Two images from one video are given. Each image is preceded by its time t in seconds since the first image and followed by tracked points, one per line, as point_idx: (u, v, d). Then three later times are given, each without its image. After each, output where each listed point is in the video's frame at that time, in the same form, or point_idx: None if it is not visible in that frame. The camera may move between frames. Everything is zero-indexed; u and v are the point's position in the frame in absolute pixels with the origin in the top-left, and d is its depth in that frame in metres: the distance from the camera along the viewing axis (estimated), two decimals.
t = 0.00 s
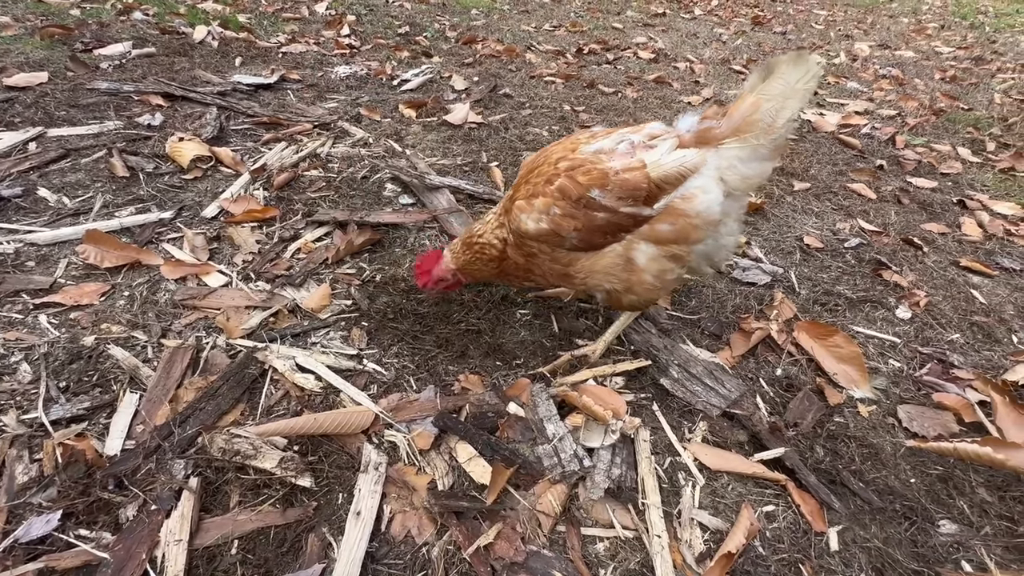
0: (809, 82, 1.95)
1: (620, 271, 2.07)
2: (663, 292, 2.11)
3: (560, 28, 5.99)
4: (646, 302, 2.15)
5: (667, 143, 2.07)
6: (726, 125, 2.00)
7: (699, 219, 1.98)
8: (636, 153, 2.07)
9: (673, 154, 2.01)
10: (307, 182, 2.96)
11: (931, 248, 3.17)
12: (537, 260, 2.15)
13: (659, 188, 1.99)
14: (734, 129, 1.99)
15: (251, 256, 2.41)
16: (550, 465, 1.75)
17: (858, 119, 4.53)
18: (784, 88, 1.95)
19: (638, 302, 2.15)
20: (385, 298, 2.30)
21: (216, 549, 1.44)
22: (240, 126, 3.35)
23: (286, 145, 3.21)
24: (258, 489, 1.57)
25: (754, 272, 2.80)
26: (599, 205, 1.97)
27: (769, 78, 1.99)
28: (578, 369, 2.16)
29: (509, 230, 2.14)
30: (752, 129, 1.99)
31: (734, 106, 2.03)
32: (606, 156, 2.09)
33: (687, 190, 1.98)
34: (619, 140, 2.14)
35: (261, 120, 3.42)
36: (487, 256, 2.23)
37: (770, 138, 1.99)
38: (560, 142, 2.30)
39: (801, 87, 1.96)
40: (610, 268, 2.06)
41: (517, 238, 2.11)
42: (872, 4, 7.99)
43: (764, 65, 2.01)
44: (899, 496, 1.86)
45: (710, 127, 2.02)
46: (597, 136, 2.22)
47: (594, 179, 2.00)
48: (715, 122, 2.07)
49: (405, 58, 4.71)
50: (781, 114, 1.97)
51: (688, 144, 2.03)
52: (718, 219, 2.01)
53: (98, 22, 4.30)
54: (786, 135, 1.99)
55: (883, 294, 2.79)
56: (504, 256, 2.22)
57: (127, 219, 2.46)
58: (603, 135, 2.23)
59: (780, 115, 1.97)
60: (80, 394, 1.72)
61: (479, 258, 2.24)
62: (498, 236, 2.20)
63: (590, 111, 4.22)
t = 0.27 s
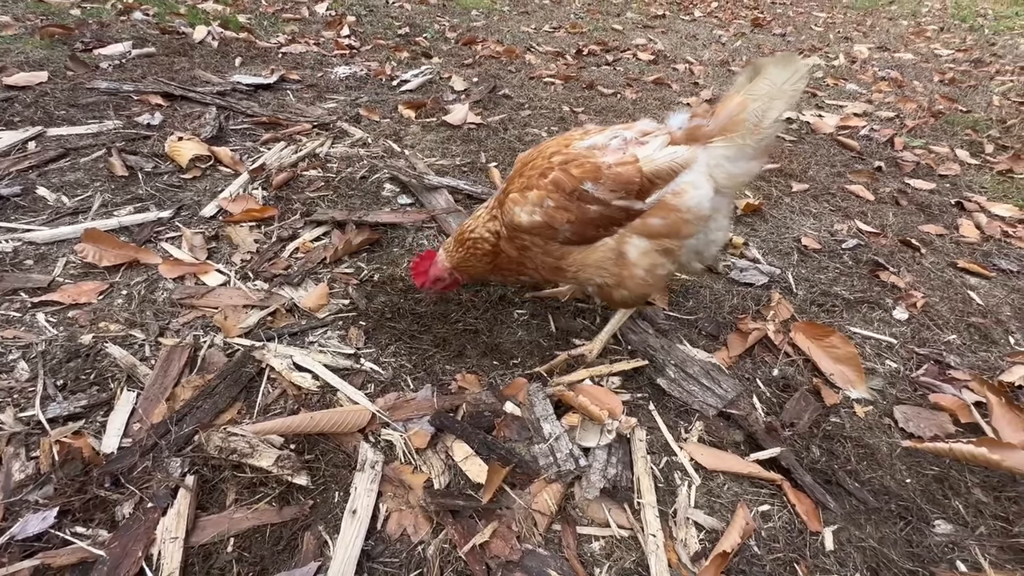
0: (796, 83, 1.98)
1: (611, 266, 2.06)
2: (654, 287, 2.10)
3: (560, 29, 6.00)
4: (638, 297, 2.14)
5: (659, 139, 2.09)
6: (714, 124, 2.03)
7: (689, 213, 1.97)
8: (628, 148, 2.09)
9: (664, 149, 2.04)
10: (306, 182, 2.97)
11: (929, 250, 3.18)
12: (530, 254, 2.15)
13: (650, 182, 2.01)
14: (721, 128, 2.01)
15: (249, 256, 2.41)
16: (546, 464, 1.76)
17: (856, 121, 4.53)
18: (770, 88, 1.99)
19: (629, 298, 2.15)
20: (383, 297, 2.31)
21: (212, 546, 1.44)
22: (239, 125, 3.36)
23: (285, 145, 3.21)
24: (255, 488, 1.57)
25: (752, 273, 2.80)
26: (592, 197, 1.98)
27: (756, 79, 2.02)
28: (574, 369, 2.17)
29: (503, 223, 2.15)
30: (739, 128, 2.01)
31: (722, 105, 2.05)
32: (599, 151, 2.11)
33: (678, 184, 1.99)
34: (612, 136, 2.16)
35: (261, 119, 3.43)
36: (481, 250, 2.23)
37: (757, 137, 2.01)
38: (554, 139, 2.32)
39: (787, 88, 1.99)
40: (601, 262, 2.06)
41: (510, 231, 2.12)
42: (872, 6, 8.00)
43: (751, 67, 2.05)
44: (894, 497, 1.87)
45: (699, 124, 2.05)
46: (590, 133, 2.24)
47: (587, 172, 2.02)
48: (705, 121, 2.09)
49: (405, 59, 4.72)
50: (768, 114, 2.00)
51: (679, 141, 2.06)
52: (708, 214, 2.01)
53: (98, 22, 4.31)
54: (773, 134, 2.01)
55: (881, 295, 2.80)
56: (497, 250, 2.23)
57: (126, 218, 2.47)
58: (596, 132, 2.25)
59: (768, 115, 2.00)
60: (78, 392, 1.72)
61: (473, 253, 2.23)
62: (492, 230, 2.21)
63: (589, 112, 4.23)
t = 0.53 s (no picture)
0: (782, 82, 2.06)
1: (606, 262, 2.08)
2: (649, 282, 2.11)
3: (560, 31, 6.01)
4: (632, 293, 2.15)
5: (650, 136, 2.13)
6: (703, 122, 2.09)
7: (682, 207, 2.01)
8: (621, 145, 2.12)
9: (657, 146, 2.07)
10: (306, 182, 2.98)
11: (927, 251, 3.19)
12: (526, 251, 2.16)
13: (644, 178, 2.03)
14: (710, 126, 2.07)
15: (250, 255, 2.42)
16: (543, 463, 1.77)
17: (856, 123, 4.55)
18: (757, 87, 2.05)
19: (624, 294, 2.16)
20: (382, 297, 2.32)
21: (212, 543, 1.45)
22: (240, 126, 3.37)
23: (286, 146, 3.22)
24: (254, 485, 1.58)
25: (750, 274, 2.81)
26: (587, 192, 2.00)
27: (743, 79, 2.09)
28: (573, 368, 2.17)
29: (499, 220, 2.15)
30: (727, 126, 2.07)
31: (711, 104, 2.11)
32: (593, 148, 2.14)
33: (671, 180, 2.03)
34: (605, 134, 2.19)
35: (261, 120, 3.44)
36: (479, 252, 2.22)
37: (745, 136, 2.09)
38: (548, 138, 2.33)
39: (773, 88, 2.06)
40: (596, 258, 2.07)
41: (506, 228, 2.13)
42: (872, 9, 8.02)
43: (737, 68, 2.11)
44: (890, 496, 1.88)
45: (690, 122, 2.10)
46: (583, 132, 2.27)
47: (582, 168, 2.04)
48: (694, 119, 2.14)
49: (406, 60, 4.74)
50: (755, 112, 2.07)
51: (670, 139, 2.10)
52: (700, 209, 2.04)
53: (100, 23, 4.32)
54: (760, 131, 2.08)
55: (878, 296, 2.81)
56: (493, 249, 2.22)
57: (127, 217, 2.48)
58: (589, 131, 2.27)
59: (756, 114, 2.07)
60: (79, 390, 1.73)
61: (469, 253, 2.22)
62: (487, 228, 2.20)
63: (589, 113, 4.24)
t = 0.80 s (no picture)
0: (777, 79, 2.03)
1: (604, 258, 2.10)
2: (647, 278, 2.14)
3: (561, 32, 6.03)
4: (630, 289, 2.17)
5: (645, 133, 2.13)
6: (697, 119, 2.07)
7: (678, 204, 2.03)
8: (616, 143, 2.12)
9: (652, 143, 2.07)
10: (306, 181, 2.99)
11: (925, 252, 3.19)
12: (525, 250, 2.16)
13: (640, 175, 2.04)
14: (704, 123, 2.06)
15: (249, 253, 2.43)
16: (540, 460, 1.77)
17: (855, 124, 4.55)
18: (750, 84, 2.04)
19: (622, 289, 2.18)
20: (381, 295, 2.33)
21: (208, 538, 1.46)
22: (240, 125, 3.38)
23: (286, 145, 3.24)
24: (251, 480, 1.59)
25: (748, 274, 2.81)
26: (584, 190, 2.01)
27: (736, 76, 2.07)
28: (570, 366, 2.18)
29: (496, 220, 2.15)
30: (720, 124, 2.06)
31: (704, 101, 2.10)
32: (588, 146, 2.14)
33: (666, 177, 2.03)
34: (599, 132, 2.19)
35: (261, 119, 3.45)
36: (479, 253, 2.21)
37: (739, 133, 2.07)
38: (543, 137, 2.33)
39: (766, 85, 2.04)
40: (595, 255, 2.09)
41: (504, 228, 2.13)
42: (872, 11, 8.03)
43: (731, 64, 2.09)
44: (886, 495, 1.88)
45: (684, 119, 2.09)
46: (578, 130, 2.26)
47: (578, 166, 2.05)
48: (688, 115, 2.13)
49: (406, 60, 4.75)
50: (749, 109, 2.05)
51: (665, 135, 2.10)
52: (696, 204, 2.06)
53: (102, 22, 4.34)
54: (755, 128, 2.06)
55: (876, 296, 2.81)
56: (491, 249, 2.22)
57: (127, 215, 2.49)
58: (583, 129, 2.27)
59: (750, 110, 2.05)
60: (77, 385, 1.74)
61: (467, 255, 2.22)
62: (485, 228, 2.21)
63: (588, 114, 4.25)
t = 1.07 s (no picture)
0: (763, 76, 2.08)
1: (604, 257, 2.09)
2: (646, 277, 2.13)
3: (562, 34, 6.04)
4: (629, 289, 2.17)
5: (643, 133, 2.16)
6: (691, 119, 2.12)
7: (677, 202, 2.05)
8: (615, 142, 2.15)
9: (651, 142, 2.10)
10: (307, 181, 3.00)
11: (926, 253, 3.19)
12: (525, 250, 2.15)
13: (639, 173, 2.06)
14: (697, 123, 2.11)
15: (249, 252, 2.44)
16: (536, 459, 1.78)
17: (856, 125, 4.55)
18: (739, 84, 2.10)
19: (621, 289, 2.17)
20: (380, 294, 2.33)
21: (205, 535, 1.47)
22: (242, 125, 3.40)
23: (287, 145, 3.25)
24: (249, 478, 1.60)
25: (748, 275, 2.82)
26: (585, 188, 2.01)
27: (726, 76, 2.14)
28: (568, 366, 2.18)
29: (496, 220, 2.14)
30: (712, 124, 2.13)
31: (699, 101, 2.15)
32: (588, 145, 2.16)
33: (665, 175, 2.06)
34: (598, 132, 2.21)
35: (263, 119, 3.46)
36: (477, 255, 2.18)
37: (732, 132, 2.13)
38: (541, 138, 2.34)
39: (755, 84, 2.10)
40: (595, 253, 2.09)
41: (503, 226, 2.11)
42: (875, 13, 8.02)
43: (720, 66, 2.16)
44: (884, 496, 1.88)
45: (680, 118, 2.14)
46: (576, 131, 2.29)
47: (579, 165, 2.06)
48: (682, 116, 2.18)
49: (408, 61, 4.77)
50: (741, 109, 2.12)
51: (662, 135, 2.14)
52: (693, 203, 2.09)
53: (106, 23, 4.37)
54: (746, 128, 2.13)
55: (876, 298, 2.81)
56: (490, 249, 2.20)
57: (129, 214, 2.50)
58: (581, 130, 2.29)
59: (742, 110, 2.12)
60: (77, 382, 1.75)
61: (465, 255, 2.19)
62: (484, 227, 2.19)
63: (589, 115, 4.26)
